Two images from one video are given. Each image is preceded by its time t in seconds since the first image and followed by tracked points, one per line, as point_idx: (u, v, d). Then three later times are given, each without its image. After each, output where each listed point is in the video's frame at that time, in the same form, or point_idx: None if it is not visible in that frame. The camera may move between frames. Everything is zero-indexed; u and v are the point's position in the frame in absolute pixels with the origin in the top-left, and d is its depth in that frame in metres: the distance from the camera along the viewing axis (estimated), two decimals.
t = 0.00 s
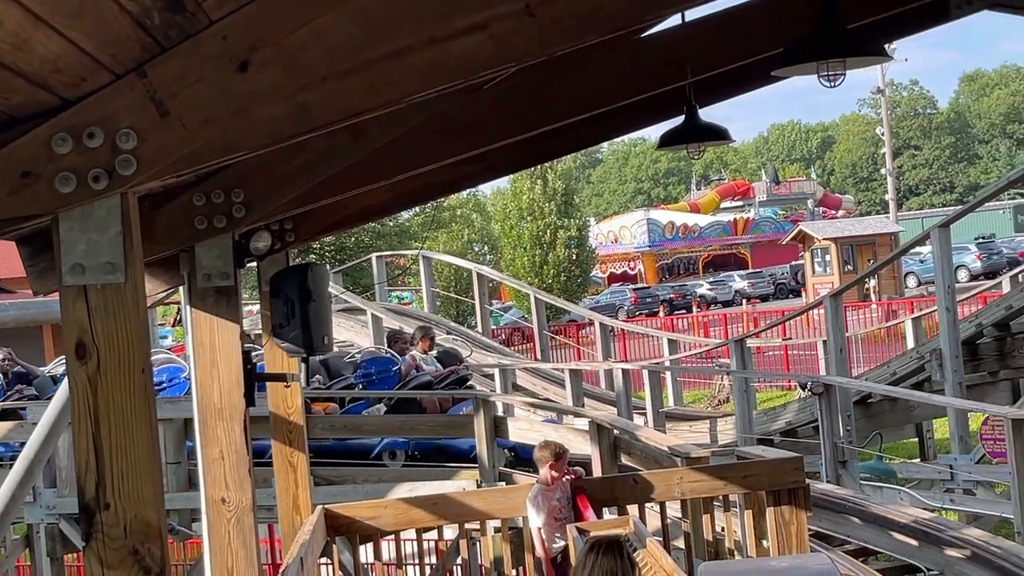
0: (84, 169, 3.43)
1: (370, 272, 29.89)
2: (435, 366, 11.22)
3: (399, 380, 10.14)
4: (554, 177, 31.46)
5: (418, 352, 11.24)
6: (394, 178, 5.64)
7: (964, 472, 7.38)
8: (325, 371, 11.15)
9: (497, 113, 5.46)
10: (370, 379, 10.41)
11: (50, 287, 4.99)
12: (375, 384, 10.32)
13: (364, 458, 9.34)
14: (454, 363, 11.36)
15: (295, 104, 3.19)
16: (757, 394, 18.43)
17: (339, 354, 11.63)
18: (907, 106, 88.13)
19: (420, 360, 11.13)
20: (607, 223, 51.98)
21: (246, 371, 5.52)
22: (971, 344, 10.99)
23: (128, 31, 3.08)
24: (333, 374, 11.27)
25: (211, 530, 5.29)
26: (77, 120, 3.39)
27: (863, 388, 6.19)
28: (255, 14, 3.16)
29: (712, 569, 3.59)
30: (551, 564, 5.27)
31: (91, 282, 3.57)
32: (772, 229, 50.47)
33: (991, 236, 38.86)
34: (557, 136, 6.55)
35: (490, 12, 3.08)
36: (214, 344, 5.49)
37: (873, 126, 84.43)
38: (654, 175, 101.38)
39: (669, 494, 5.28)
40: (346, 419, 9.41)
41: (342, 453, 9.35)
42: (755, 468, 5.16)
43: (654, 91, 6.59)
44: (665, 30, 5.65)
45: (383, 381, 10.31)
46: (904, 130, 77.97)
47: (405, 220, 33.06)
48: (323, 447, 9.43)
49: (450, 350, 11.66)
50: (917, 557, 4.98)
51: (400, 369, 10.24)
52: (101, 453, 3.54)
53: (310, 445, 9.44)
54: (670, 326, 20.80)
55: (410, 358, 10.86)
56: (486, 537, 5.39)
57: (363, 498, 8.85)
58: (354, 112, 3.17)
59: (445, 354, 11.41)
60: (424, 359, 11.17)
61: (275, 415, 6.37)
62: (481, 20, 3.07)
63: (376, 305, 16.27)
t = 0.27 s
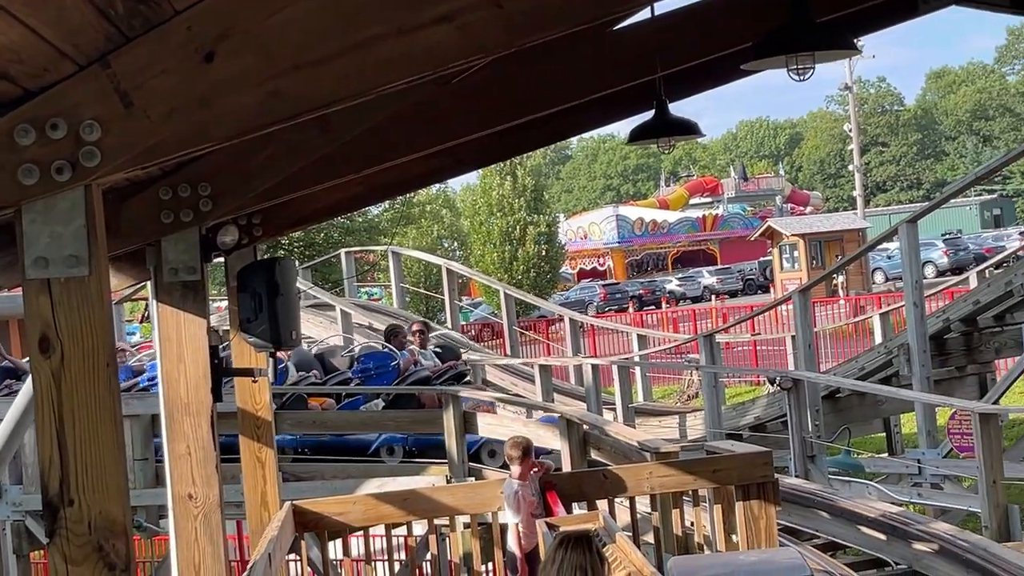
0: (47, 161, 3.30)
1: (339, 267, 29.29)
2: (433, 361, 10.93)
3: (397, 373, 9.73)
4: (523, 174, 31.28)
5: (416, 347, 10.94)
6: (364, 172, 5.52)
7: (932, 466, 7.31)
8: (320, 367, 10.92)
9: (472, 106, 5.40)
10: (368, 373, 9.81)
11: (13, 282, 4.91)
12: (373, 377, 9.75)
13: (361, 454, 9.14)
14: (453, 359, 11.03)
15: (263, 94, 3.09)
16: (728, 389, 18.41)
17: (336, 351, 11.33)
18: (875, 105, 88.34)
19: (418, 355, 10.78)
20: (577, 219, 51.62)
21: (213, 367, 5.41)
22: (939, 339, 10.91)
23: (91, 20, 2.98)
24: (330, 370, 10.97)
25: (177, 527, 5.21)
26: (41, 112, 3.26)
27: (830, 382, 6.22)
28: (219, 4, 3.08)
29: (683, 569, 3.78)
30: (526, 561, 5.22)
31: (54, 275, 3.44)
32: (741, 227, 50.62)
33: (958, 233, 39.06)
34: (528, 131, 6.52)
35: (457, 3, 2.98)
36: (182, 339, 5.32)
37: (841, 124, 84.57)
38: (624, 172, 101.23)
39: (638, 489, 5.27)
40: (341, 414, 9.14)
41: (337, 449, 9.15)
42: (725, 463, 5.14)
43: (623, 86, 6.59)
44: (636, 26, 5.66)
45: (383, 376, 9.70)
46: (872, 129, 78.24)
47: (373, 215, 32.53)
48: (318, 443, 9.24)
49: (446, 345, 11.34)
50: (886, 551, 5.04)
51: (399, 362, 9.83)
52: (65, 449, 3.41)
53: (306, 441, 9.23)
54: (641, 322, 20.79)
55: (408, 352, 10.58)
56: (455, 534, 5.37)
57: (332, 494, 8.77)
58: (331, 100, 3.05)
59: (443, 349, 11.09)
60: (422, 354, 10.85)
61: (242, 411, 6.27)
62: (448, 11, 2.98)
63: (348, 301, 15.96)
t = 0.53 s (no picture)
0: (16, 157, 3.10)
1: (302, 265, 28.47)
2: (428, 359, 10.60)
3: (393, 372, 9.66)
4: (491, 171, 29.19)
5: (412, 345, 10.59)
6: (333, 171, 5.48)
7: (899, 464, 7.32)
8: (312, 364, 10.48)
9: (447, 101, 5.38)
10: (363, 371, 9.69)
11: None
12: (369, 376, 9.65)
13: (355, 453, 9.00)
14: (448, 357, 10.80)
15: (235, 90, 2.91)
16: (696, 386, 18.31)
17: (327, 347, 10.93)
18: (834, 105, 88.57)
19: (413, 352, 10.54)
20: (541, 217, 50.34)
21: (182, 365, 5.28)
22: (907, 336, 10.73)
23: (62, 10, 2.83)
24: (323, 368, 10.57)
25: (144, 527, 5.04)
26: (10, 105, 3.06)
27: (800, 380, 6.23)
28: None
29: (656, 569, 4.01)
30: (503, 561, 5.25)
31: (23, 272, 3.19)
32: (707, 224, 50.44)
33: (920, 232, 39.02)
34: (501, 128, 6.44)
35: None
36: (151, 338, 5.22)
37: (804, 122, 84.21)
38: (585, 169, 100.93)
39: (609, 488, 5.28)
40: (334, 411, 8.99)
41: (331, 448, 8.98)
42: (697, 462, 5.15)
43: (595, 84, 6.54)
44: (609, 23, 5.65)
45: (377, 375, 9.60)
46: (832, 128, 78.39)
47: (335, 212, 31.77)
48: (310, 441, 9.10)
49: (441, 345, 11.13)
50: (855, 549, 5.11)
51: (394, 360, 9.75)
52: (34, 450, 3.17)
53: (299, 440, 9.12)
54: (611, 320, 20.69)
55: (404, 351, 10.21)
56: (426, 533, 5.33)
57: (300, 494, 8.65)
58: (307, 94, 2.86)
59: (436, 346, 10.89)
60: (415, 352, 10.59)
61: (211, 410, 6.24)
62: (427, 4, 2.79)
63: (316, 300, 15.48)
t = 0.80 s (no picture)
0: None
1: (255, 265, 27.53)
2: (417, 360, 10.53)
3: (380, 372, 9.55)
4: (455, 169, 27.18)
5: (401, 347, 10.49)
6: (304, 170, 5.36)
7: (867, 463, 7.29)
8: (296, 365, 10.33)
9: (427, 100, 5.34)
10: (348, 371, 9.57)
11: None
12: (354, 376, 9.53)
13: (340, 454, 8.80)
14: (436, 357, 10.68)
15: (218, 86, 2.79)
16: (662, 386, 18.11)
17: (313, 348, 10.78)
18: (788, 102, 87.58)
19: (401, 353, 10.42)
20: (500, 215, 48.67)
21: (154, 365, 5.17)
22: (876, 337, 10.21)
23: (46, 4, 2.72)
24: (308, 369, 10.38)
25: (116, 531, 4.88)
26: None
27: (767, 381, 6.42)
28: None
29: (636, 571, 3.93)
30: (473, 560, 5.27)
31: None
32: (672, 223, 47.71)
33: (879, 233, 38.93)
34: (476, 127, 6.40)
35: None
36: (123, 340, 5.04)
37: (762, 117, 82.53)
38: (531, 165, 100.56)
39: (582, 489, 5.24)
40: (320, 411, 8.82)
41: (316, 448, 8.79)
42: (669, 463, 5.16)
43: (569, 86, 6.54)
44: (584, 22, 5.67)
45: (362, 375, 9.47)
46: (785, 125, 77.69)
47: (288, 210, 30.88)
48: (296, 442, 8.92)
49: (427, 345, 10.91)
50: (825, 549, 5.33)
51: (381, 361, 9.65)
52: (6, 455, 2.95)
53: (284, 440, 8.94)
54: (575, 320, 20.52)
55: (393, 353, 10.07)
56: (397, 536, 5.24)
57: (266, 494, 8.52)
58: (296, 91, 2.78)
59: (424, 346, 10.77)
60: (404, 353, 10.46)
61: (180, 411, 6.08)
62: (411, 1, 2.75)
63: (280, 296, 15.02)
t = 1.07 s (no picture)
0: None
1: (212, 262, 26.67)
2: (399, 357, 10.30)
3: (359, 369, 9.53)
4: (421, 165, 26.35)
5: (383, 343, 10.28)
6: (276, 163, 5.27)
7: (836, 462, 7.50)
8: (274, 360, 10.09)
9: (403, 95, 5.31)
10: (327, 368, 9.58)
11: None
12: (334, 373, 9.54)
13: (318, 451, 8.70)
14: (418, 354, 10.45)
15: (197, 78, 2.86)
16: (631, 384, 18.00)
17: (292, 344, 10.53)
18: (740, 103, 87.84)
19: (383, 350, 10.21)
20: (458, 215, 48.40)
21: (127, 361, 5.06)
22: (845, 334, 10.37)
23: None
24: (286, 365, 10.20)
25: (87, 528, 4.82)
26: None
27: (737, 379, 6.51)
28: None
29: (613, 569, 3.88)
30: (447, 560, 5.22)
31: None
32: (634, 221, 46.70)
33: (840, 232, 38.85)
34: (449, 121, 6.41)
35: None
36: (94, 334, 4.96)
37: (719, 115, 82.22)
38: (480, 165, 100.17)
39: (555, 486, 5.21)
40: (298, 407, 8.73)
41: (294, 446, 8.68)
42: (643, 460, 5.17)
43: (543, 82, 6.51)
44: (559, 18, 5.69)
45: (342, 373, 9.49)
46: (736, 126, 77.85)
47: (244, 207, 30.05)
48: (274, 439, 8.77)
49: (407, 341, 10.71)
50: (796, 546, 5.49)
51: (361, 358, 9.60)
52: None
53: (262, 437, 8.80)
54: (543, 317, 20.39)
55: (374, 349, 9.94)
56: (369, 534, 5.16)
57: (234, 493, 8.41)
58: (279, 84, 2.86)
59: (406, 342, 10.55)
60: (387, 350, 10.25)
61: (149, 407, 5.99)
62: None
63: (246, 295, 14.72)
